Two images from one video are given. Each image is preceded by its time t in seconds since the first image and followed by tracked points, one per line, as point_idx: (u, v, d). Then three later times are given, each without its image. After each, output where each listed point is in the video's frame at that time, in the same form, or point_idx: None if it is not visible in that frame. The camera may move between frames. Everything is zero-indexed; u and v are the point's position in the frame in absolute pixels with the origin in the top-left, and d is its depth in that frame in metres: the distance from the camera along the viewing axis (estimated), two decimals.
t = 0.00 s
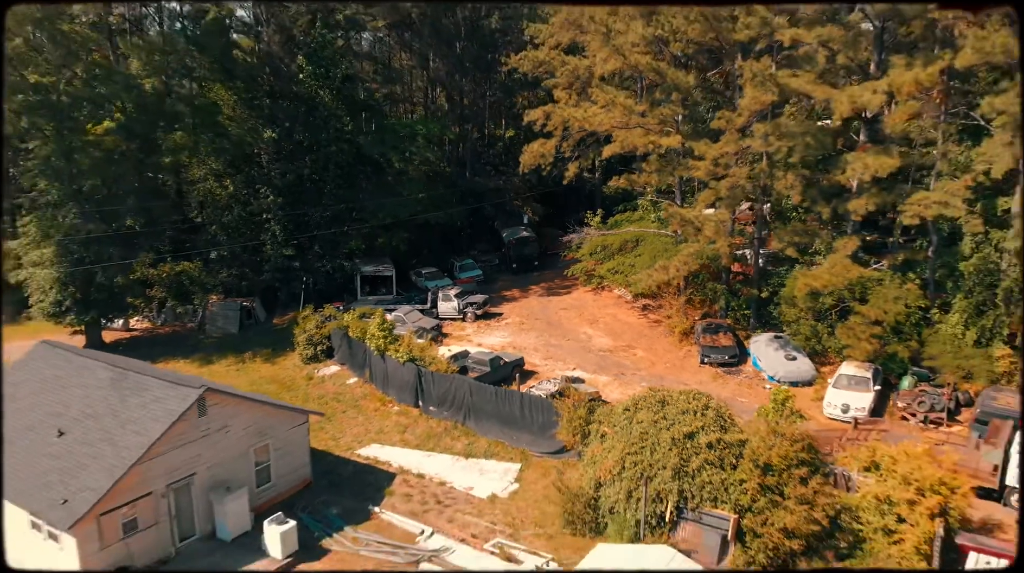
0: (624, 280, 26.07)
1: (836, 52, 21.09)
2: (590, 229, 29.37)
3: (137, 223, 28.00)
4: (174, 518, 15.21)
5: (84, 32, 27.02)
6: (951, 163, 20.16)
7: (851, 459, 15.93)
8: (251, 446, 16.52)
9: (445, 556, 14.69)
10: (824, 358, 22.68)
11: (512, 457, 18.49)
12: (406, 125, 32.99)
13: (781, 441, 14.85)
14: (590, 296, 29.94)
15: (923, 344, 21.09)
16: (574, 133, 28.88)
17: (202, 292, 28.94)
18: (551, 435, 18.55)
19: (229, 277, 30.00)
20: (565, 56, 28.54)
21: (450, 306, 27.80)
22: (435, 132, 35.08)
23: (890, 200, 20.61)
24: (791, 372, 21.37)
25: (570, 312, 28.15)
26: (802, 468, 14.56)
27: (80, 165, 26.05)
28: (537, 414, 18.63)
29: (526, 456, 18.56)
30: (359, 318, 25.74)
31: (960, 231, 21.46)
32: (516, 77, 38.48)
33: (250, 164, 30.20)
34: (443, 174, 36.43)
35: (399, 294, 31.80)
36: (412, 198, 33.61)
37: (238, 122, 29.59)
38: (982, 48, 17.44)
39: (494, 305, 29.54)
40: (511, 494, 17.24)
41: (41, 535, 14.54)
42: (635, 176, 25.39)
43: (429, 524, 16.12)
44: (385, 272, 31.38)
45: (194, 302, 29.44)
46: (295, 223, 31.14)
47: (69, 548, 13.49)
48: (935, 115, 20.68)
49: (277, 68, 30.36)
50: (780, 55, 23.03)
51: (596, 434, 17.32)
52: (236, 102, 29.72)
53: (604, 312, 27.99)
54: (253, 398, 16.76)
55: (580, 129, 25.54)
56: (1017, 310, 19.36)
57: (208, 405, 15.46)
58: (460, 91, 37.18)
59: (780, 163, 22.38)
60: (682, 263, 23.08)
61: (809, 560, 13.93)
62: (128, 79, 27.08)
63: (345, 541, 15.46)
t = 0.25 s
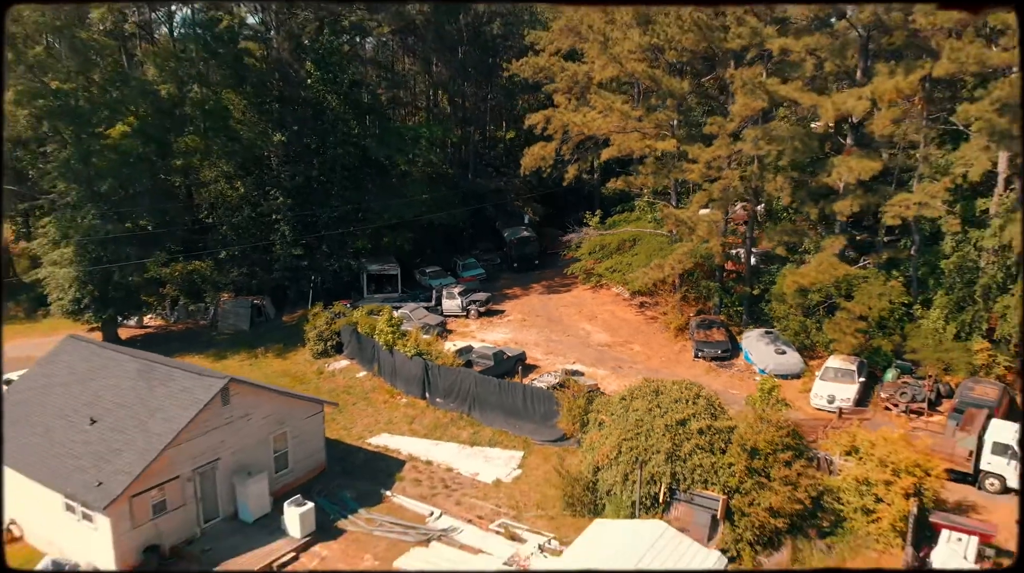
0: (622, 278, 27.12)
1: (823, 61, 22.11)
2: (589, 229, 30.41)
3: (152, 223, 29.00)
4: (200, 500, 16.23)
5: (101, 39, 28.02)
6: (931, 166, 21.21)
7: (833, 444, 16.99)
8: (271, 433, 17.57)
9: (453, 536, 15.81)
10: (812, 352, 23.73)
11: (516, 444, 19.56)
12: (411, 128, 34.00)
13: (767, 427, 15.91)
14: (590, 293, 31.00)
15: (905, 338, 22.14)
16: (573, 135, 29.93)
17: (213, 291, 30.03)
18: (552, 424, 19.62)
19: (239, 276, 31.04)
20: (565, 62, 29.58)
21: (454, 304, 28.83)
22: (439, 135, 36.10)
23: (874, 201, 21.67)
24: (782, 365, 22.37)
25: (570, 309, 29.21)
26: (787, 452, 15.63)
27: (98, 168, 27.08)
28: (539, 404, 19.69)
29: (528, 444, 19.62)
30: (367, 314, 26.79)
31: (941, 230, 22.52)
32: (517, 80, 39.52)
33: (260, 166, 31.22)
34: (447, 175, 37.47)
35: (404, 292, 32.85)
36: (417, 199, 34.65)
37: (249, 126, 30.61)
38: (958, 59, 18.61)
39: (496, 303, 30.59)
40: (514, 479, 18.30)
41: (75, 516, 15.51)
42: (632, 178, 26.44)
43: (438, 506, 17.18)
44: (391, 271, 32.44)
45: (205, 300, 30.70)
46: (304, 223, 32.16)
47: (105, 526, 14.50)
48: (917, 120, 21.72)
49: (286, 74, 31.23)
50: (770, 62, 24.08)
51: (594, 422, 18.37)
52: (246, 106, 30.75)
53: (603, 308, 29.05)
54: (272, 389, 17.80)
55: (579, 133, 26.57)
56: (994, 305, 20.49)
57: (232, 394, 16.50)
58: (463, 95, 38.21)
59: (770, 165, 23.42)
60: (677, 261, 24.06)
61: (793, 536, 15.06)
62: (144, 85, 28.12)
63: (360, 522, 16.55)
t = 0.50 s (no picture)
0: (620, 276, 28.19)
1: (811, 68, 23.20)
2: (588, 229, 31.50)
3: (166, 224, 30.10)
4: (222, 485, 17.25)
5: (117, 46, 29.14)
6: (913, 170, 22.30)
7: (818, 431, 18.06)
8: (287, 422, 18.62)
9: (461, 517, 16.89)
10: (802, 347, 24.82)
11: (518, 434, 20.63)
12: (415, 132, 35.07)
13: (755, 415, 16.96)
14: (589, 291, 32.09)
15: (889, 332, 23.22)
16: (572, 139, 31.02)
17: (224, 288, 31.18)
18: (553, 414, 20.70)
19: (249, 275, 32.11)
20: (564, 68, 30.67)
21: (458, 301, 29.90)
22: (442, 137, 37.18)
23: (859, 202, 22.76)
24: (771, 359, 23.46)
25: (569, 307, 30.30)
26: (773, 439, 16.69)
27: (115, 171, 28.13)
28: (540, 396, 20.76)
29: (530, 433, 20.70)
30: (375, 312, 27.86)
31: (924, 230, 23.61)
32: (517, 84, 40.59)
33: (270, 168, 32.27)
34: (449, 177, 38.55)
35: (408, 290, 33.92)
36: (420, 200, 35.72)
37: (259, 130, 31.68)
38: (936, 69, 19.76)
39: (498, 300, 31.66)
40: (517, 466, 19.37)
41: (105, 500, 16.28)
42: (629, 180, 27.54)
43: (445, 491, 18.25)
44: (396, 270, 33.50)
45: (216, 298, 31.88)
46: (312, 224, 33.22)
47: (135, 508, 15.48)
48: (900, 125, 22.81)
49: (294, 80, 32.30)
50: (761, 69, 25.17)
51: (593, 412, 19.44)
52: (257, 111, 31.82)
53: (601, 306, 30.15)
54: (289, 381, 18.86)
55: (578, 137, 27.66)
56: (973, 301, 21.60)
57: (252, 385, 17.54)
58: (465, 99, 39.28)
59: (760, 168, 24.52)
60: (672, 260, 25.14)
61: (779, 517, 16.16)
62: (158, 92, 29.27)
63: (373, 505, 17.63)
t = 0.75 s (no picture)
0: (617, 274, 29.27)
1: (800, 75, 24.24)
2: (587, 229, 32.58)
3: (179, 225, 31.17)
4: (242, 472, 18.31)
5: (133, 53, 30.19)
6: (897, 172, 23.36)
7: (804, 420, 19.15)
8: (303, 413, 19.69)
9: (467, 501, 17.98)
10: (792, 342, 25.90)
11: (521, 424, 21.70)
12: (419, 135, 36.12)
13: (744, 404, 18.07)
14: (588, 289, 33.17)
15: (875, 328, 24.30)
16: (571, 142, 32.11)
17: (232, 286, 32.51)
18: (554, 405, 21.80)
19: (259, 274, 33.17)
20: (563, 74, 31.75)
21: (461, 299, 30.95)
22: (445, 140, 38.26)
23: (845, 204, 23.83)
24: (762, 354, 24.53)
25: (569, 304, 31.38)
26: (761, 426, 17.85)
27: (130, 174, 29.19)
28: (542, 388, 21.85)
29: (532, 424, 21.76)
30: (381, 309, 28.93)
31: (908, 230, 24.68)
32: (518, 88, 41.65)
33: (279, 171, 33.33)
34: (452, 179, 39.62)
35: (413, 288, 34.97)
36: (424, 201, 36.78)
37: (268, 134, 32.73)
38: (916, 77, 20.82)
39: (500, 298, 32.72)
40: (520, 454, 20.44)
41: (132, 485, 17.31)
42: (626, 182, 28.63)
43: (452, 477, 19.31)
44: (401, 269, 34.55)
45: (224, 296, 33.47)
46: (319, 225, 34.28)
47: (162, 491, 16.54)
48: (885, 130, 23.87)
49: (303, 85, 33.31)
50: (753, 76, 26.24)
51: (591, 403, 20.52)
52: (266, 115, 32.88)
53: (600, 303, 31.24)
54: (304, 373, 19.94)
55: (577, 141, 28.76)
56: (954, 297, 22.62)
57: (270, 377, 18.62)
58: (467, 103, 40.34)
59: (751, 171, 25.60)
60: (668, 259, 26.20)
61: (767, 500, 17.24)
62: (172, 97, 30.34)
63: (384, 491, 18.71)
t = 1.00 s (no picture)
0: (615, 273, 30.35)
1: (789, 82, 25.31)
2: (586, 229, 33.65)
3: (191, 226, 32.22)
4: (260, 459, 19.39)
5: (147, 61, 31.26)
6: (882, 175, 24.43)
7: (790, 411, 20.25)
8: (316, 404, 20.77)
9: (472, 487, 19.05)
10: (782, 337, 26.98)
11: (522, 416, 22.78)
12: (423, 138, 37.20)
13: (733, 395, 19.15)
14: (587, 288, 34.25)
15: (861, 324, 25.38)
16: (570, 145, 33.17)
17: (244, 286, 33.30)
18: (554, 398, 22.88)
19: (268, 273, 34.22)
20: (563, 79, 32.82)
21: (464, 297, 32.03)
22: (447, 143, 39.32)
23: (832, 205, 24.91)
24: (754, 349, 25.60)
25: (568, 302, 32.46)
26: (750, 415, 18.94)
27: (145, 177, 30.24)
28: (543, 381, 22.93)
29: (533, 415, 22.84)
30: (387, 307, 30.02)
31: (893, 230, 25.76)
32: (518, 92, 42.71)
33: (287, 173, 34.40)
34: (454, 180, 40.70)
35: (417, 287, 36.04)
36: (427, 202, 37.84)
37: (277, 138, 33.79)
38: (897, 85, 21.88)
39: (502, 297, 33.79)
40: (522, 444, 21.53)
41: (156, 471, 18.38)
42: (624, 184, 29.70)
43: (457, 465, 20.39)
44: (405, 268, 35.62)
45: (236, 295, 33.96)
46: (326, 225, 35.35)
47: (186, 477, 17.61)
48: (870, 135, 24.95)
49: (310, 90, 34.36)
50: (745, 83, 27.32)
51: (590, 395, 21.59)
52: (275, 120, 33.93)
53: (598, 301, 32.32)
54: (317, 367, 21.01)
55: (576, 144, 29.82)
56: (936, 294, 23.69)
57: (286, 370, 19.69)
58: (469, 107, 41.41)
59: (743, 174, 26.68)
60: (663, 258, 27.27)
61: (755, 485, 18.32)
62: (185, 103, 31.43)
63: (394, 477, 19.80)
